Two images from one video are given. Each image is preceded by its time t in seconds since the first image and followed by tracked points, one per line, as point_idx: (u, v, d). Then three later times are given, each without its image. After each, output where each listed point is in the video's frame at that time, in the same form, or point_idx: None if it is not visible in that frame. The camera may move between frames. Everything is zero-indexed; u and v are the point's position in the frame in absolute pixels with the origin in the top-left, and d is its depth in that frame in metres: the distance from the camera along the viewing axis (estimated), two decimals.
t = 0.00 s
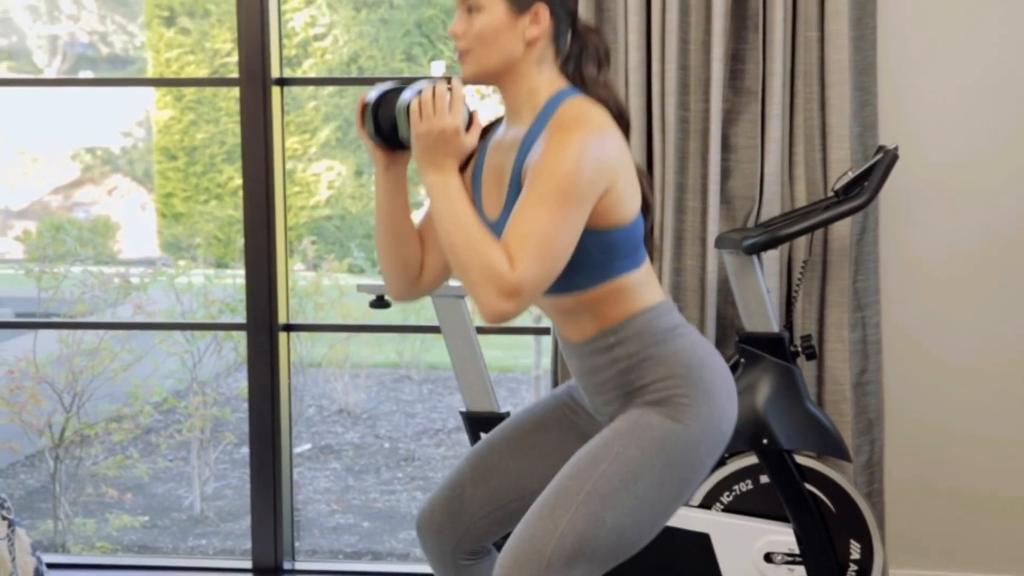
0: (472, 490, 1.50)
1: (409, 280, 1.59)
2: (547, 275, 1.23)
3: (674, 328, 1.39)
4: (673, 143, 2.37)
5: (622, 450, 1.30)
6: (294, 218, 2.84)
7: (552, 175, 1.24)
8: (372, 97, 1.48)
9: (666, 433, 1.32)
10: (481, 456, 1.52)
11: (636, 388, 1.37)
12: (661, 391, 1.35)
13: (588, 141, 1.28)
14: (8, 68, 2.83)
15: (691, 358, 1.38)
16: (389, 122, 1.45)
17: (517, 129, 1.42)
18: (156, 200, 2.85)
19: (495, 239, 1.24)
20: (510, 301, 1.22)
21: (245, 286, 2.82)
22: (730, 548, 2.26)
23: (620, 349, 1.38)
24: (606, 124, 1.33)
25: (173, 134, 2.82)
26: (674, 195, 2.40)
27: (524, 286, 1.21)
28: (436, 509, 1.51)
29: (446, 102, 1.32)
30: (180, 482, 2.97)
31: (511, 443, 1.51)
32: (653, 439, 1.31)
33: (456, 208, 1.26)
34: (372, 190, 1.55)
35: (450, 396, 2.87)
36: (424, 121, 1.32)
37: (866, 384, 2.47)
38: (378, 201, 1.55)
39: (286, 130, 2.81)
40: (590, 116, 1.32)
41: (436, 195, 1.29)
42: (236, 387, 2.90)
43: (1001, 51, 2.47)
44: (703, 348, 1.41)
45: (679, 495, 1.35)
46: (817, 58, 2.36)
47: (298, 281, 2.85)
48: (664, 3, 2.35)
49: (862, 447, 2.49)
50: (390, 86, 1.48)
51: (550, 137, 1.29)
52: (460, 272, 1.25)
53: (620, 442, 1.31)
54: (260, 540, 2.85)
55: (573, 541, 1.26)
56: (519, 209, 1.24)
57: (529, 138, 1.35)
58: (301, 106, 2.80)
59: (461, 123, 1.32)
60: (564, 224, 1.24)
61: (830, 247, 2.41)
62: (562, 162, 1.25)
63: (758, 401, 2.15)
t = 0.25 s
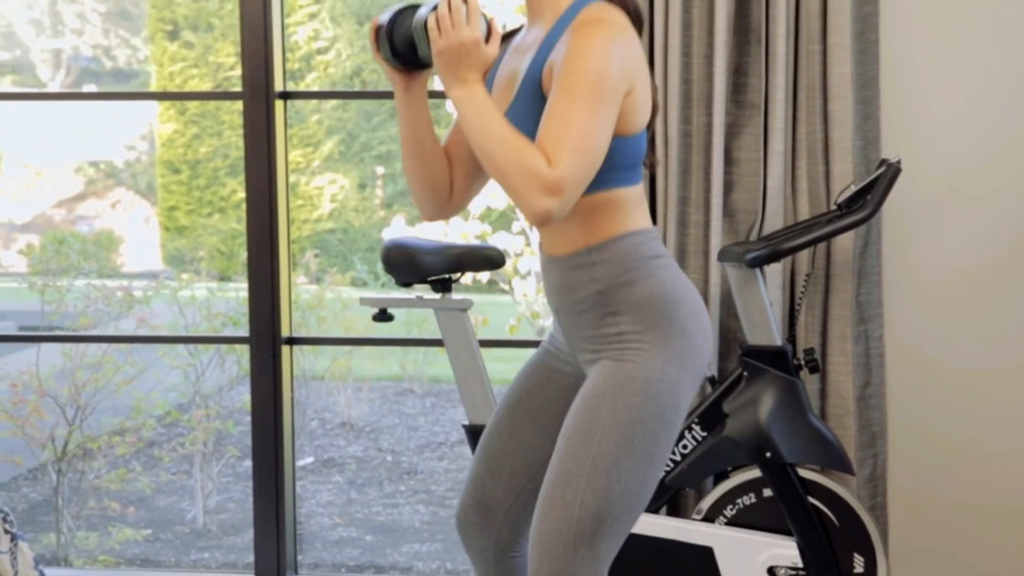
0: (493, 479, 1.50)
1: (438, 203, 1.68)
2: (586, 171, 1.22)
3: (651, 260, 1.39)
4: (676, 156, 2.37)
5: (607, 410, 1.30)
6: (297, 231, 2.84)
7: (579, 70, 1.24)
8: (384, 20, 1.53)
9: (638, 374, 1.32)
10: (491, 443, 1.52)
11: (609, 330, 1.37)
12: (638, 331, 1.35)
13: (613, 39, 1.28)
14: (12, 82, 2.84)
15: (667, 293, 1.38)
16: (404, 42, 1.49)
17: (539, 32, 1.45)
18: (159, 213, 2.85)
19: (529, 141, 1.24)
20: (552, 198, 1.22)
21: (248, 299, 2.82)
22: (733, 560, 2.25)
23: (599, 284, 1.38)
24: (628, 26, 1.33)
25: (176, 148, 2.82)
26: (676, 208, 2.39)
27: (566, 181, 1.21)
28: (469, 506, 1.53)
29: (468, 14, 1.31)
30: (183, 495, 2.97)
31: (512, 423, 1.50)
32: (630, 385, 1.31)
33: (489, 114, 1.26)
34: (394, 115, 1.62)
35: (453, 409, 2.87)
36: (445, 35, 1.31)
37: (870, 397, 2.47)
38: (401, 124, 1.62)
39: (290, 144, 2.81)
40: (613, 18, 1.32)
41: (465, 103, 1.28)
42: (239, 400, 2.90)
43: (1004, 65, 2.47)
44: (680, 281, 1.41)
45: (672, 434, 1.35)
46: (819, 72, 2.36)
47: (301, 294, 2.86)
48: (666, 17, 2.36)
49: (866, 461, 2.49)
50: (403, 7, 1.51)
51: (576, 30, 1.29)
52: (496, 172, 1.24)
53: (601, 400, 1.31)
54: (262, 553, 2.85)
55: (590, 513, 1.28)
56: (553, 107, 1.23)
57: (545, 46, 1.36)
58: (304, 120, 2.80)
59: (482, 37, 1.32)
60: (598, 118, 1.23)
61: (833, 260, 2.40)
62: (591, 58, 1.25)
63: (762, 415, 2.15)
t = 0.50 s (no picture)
0: (509, 484, 1.48)
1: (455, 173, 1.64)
2: (606, 135, 1.21)
3: (637, 239, 1.37)
4: (678, 164, 2.37)
5: (593, 401, 1.30)
6: (299, 238, 2.85)
7: (596, 36, 1.23)
8: None
9: (619, 357, 1.30)
10: (502, 444, 1.49)
11: (587, 312, 1.35)
12: (616, 310, 1.33)
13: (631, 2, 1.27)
14: (15, 90, 2.84)
15: (650, 277, 1.36)
16: (412, 17, 1.47)
17: None
18: (162, 221, 2.85)
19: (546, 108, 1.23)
20: (576, 165, 1.21)
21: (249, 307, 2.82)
22: (736, 567, 2.24)
23: (583, 262, 1.37)
24: None
25: (178, 156, 2.83)
26: (678, 216, 2.39)
27: (586, 147, 1.20)
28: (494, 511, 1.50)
29: None
30: (185, 503, 2.97)
31: (515, 421, 1.48)
32: (612, 370, 1.30)
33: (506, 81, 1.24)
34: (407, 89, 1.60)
35: (456, 417, 2.87)
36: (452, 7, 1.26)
37: (872, 405, 2.46)
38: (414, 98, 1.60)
39: (292, 151, 2.82)
40: None
41: (479, 69, 1.25)
42: (241, 408, 2.90)
43: (1008, 73, 2.47)
44: (660, 253, 1.39)
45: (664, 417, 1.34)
46: (821, 80, 2.36)
47: (304, 301, 2.86)
48: (668, 26, 2.36)
49: (868, 469, 2.49)
50: None
51: None
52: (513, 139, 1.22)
53: (584, 389, 1.30)
54: (264, 562, 2.85)
55: (594, 507, 1.29)
56: (572, 72, 1.22)
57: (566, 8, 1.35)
58: (306, 128, 2.80)
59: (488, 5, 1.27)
60: (617, 81, 1.22)
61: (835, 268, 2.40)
62: (610, 22, 1.24)
63: (764, 423, 2.14)
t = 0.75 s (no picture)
0: (523, 499, 1.52)
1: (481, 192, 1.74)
2: (635, 147, 1.25)
3: (606, 239, 1.40)
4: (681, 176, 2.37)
5: (577, 413, 1.33)
6: (303, 250, 2.85)
7: (620, 50, 1.27)
8: (405, 16, 1.52)
9: (594, 364, 1.33)
10: (505, 459, 1.53)
11: (558, 317, 1.37)
12: (585, 313, 1.36)
13: (649, 18, 1.31)
14: (20, 103, 2.85)
15: (618, 279, 1.38)
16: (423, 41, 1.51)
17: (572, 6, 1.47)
18: (166, 233, 2.86)
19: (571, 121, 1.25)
20: (608, 177, 1.24)
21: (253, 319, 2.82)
22: None
23: (554, 269, 1.39)
24: None
25: (183, 168, 2.83)
26: (683, 227, 2.39)
27: (616, 159, 1.23)
28: (524, 531, 1.54)
29: (490, 5, 1.27)
30: (189, 515, 2.97)
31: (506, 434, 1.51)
32: (589, 378, 1.33)
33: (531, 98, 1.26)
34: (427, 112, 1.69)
35: (460, 428, 2.87)
36: (468, 30, 1.27)
37: (877, 417, 2.46)
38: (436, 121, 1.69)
39: (296, 163, 2.82)
40: None
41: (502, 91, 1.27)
42: (245, 420, 2.90)
43: (1011, 84, 2.47)
44: (628, 252, 1.42)
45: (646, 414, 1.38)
46: (825, 92, 2.36)
47: (308, 313, 2.86)
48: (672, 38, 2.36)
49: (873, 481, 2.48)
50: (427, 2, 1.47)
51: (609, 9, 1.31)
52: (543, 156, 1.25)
53: (566, 400, 1.33)
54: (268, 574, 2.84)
55: (597, 515, 1.33)
56: (599, 87, 1.26)
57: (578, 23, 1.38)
58: (310, 140, 2.81)
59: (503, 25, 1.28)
60: (642, 93, 1.26)
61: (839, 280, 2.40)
62: (631, 39, 1.27)
63: (768, 435, 2.14)
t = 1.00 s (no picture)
0: (517, 511, 1.52)
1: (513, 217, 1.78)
2: (662, 178, 1.30)
3: (586, 249, 1.39)
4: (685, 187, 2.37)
5: (566, 427, 1.33)
6: (308, 261, 2.85)
7: (636, 80, 1.29)
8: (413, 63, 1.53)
9: (578, 377, 1.33)
10: (499, 472, 1.53)
11: (540, 330, 1.37)
12: (565, 328, 1.36)
13: (659, 40, 1.33)
14: (25, 114, 2.85)
15: (599, 288, 1.38)
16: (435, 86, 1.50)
17: (576, 22, 1.48)
18: (170, 244, 2.86)
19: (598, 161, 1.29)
20: (644, 214, 1.29)
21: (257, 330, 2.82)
22: None
23: (536, 281, 1.39)
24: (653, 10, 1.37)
25: (187, 179, 2.83)
26: (687, 238, 2.39)
27: (650, 195, 1.28)
28: (523, 542, 1.55)
29: (505, 56, 1.27)
30: (193, 526, 2.96)
31: (497, 446, 1.51)
32: (575, 392, 1.33)
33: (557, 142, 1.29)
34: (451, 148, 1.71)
35: (464, 439, 2.86)
36: (485, 84, 1.27)
37: (881, 428, 2.46)
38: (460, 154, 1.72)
39: (300, 174, 2.82)
40: (652, 13, 1.36)
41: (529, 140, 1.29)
42: (249, 430, 2.90)
43: (1014, 91, 2.47)
44: (609, 259, 1.42)
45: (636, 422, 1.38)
46: (829, 102, 2.36)
47: (312, 324, 2.86)
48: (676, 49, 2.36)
49: (877, 492, 2.48)
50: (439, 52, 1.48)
51: (619, 34, 1.33)
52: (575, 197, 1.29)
53: (553, 415, 1.34)
54: None
55: (594, 529, 1.34)
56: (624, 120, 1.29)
57: (579, 41, 1.39)
58: (314, 150, 2.81)
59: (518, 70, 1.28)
60: (662, 120, 1.29)
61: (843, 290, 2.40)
62: (645, 68, 1.30)
63: (772, 446, 2.14)
